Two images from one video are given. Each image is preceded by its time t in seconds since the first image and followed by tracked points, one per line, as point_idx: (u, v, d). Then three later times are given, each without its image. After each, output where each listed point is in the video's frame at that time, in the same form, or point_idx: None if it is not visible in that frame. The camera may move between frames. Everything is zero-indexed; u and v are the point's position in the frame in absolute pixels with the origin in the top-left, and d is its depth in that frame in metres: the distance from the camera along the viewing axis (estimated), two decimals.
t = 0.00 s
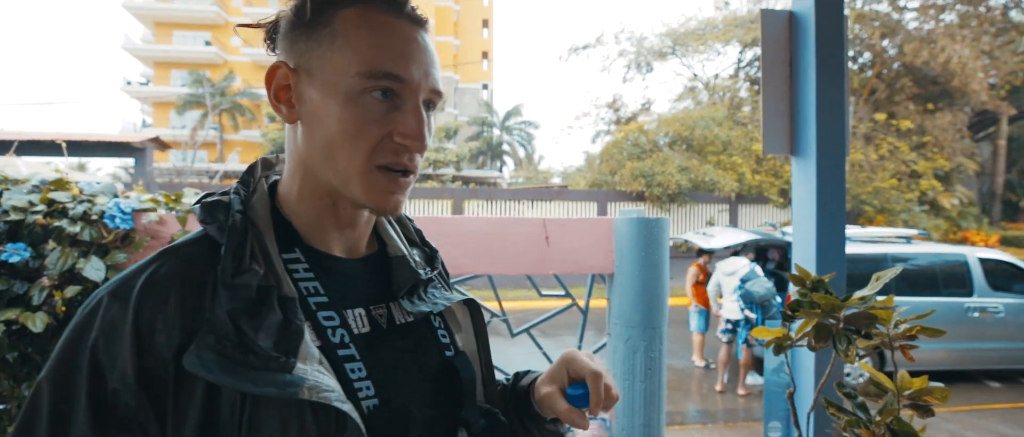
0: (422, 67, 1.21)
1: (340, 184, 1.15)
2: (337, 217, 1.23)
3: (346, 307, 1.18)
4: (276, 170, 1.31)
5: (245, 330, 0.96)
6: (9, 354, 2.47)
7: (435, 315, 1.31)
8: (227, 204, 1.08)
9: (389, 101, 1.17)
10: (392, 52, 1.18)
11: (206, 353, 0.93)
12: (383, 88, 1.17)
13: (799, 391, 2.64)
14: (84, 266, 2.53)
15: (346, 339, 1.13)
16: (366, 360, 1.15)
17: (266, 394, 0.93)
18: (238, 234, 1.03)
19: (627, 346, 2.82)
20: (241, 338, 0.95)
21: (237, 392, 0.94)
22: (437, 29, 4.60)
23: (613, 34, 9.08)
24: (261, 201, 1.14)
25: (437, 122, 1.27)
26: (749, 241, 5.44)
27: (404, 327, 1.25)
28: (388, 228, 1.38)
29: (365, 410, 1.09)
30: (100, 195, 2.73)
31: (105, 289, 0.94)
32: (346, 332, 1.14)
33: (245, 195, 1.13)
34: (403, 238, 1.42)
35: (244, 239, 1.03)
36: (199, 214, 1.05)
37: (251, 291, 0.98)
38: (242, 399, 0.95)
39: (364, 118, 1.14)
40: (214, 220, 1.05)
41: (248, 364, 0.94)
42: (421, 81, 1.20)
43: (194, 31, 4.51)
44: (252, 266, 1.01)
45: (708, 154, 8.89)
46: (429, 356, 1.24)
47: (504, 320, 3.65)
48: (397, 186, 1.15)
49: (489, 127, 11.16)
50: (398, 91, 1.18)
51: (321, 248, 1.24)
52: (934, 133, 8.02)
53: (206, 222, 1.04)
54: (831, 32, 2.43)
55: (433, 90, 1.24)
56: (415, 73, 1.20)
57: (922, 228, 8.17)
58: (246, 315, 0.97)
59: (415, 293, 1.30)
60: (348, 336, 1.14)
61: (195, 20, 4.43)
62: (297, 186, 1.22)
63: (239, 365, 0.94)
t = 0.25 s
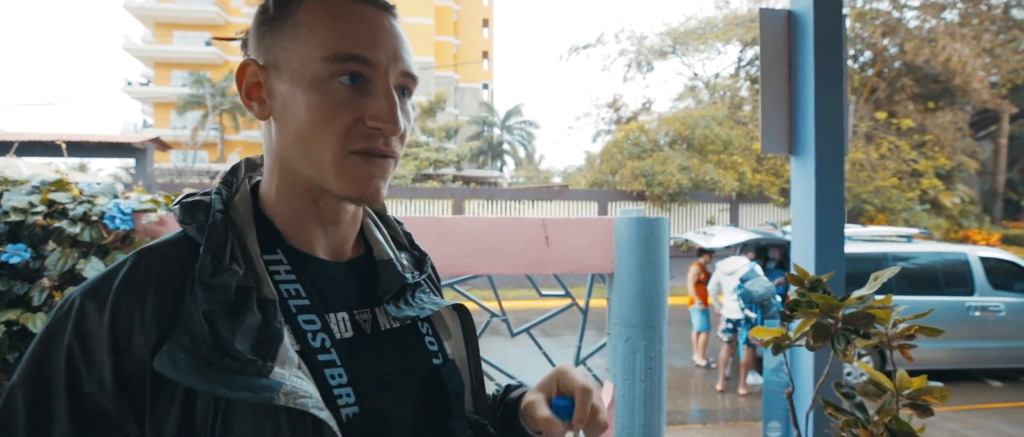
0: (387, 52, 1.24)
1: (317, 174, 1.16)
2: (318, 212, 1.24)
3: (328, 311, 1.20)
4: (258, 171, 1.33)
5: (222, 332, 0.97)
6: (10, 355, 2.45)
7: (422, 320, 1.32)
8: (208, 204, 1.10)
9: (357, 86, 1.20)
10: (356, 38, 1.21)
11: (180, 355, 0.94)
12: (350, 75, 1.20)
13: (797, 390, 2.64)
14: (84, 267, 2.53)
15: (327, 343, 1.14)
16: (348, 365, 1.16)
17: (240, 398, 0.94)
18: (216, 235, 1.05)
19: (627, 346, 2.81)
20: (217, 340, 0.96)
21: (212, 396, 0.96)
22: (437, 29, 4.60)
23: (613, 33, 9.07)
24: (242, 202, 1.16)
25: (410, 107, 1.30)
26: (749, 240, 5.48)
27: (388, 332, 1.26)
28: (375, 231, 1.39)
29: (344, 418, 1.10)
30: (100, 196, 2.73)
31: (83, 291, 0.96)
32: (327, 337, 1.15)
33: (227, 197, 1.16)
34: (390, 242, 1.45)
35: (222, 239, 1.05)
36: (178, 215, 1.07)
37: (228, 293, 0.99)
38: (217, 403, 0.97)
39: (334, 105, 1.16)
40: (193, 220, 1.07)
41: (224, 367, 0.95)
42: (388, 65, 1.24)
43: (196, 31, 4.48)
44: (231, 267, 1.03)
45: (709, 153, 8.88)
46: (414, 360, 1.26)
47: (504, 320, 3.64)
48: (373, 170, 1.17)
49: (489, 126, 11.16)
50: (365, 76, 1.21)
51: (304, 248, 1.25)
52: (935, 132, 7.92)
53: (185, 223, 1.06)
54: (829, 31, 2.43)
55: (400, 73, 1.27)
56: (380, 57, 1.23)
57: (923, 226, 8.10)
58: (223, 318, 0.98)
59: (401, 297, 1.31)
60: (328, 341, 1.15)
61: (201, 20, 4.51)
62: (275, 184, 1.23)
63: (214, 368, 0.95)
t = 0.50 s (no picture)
0: (385, 54, 1.25)
1: (316, 177, 1.17)
2: (319, 218, 1.24)
3: (328, 319, 1.21)
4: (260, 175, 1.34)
5: (226, 338, 0.98)
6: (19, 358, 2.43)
7: (418, 328, 1.32)
8: (211, 208, 1.10)
9: (355, 89, 1.21)
10: (352, 40, 1.22)
11: (184, 362, 0.94)
12: (349, 77, 1.21)
13: (802, 395, 2.62)
14: (89, 271, 2.55)
15: (326, 352, 1.15)
16: (346, 374, 1.16)
17: (242, 408, 0.95)
18: (220, 239, 1.05)
19: (631, 350, 2.81)
20: (221, 348, 0.97)
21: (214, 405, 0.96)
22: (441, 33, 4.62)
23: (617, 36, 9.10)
24: (244, 207, 1.17)
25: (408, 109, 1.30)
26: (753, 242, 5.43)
27: (386, 340, 1.27)
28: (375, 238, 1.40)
29: (341, 428, 1.10)
30: (106, 200, 2.72)
31: (86, 295, 0.96)
32: (326, 346, 1.16)
33: (228, 200, 1.16)
34: (389, 248, 1.45)
35: (228, 244, 1.05)
36: (180, 219, 1.06)
37: (234, 301, 1.01)
38: (218, 412, 0.97)
39: (333, 106, 1.17)
40: (195, 225, 1.07)
41: (229, 376, 0.95)
42: (385, 67, 1.25)
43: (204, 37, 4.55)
44: (236, 274, 1.04)
45: (712, 156, 8.86)
46: (410, 370, 1.26)
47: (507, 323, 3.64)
48: (373, 173, 1.17)
49: (492, 129, 11.17)
50: (363, 78, 1.22)
51: (304, 254, 1.25)
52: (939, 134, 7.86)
53: (188, 228, 1.06)
54: (831, 33, 2.42)
55: (399, 75, 1.27)
56: (378, 59, 1.24)
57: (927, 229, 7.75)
58: (228, 325, 0.99)
59: (400, 306, 1.32)
60: (327, 350, 1.16)
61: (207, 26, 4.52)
62: (276, 189, 1.24)
63: (220, 375, 0.95)
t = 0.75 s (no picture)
0: (385, 48, 1.29)
1: (331, 172, 1.22)
2: (335, 211, 1.30)
3: (348, 308, 1.25)
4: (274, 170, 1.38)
5: (262, 322, 1.04)
6: (24, 357, 2.46)
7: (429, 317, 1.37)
8: (232, 201, 1.16)
9: (360, 84, 1.25)
10: (352, 35, 1.26)
11: (225, 345, 1.00)
12: (352, 74, 1.25)
13: (803, 391, 2.62)
14: (94, 270, 2.56)
15: (348, 339, 1.19)
16: (366, 360, 1.21)
17: (282, 387, 1.01)
18: (245, 230, 1.12)
19: (632, 347, 2.81)
20: (257, 331, 1.03)
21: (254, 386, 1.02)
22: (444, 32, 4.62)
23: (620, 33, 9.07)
24: (266, 201, 1.22)
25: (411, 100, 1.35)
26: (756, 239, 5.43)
27: (400, 328, 1.31)
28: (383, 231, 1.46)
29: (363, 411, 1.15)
30: (110, 199, 2.74)
31: (124, 279, 0.98)
32: (347, 333, 1.20)
33: (248, 194, 1.21)
34: (396, 240, 1.50)
35: (253, 235, 1.12)
36: (204, 212, 1.13)
37: (264, 288, 1.07)
38: (256, 392, 1.02)
39: (340, 104, 1.21)
40: (219, 217, 1.13)
41: (267, 357, 1.02)
42: (387, 61, 1.29)
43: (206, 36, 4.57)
44: (263, 262, 1.10)
45: (716, 153, 8.80)
46: (423, 358, 1.30)
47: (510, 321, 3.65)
48: (383, 165, 1.22)
49: (495, 127, 11.14)
50: (366, 73, 1.26)
51: (320, 246, 1.31)
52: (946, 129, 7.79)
53: (212, 221, 1.12)
54: (832, 30, 2.41)
55: (400, 67, 1.31)
56: (378, 53, 1.28)
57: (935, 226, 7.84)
58: (261, 311, 1.05)
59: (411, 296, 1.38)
60: (349, 337, 1.20)
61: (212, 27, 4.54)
62: (291, 184, 1.28)
63: (260, 356, 1.01)
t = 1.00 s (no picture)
0: (351, 44, 1.22)
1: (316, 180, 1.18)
2: (340, 214, 1.24)
3: (363, 307, 1.22)
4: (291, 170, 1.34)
5: (282, 328, 1.00)
6: (28, 356, 2.49)
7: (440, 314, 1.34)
8: (250, 205, 1.11)
9: (326, 88, 1.19)
10: (310, 37, 1.20)
11: (247, 350, 0.97)
12: (320, 78, 1.20)
13: (802, 384, 2.62)
14: (97, 270, 2.57)
15: (363, 338, 1.17)
16: (381, 357, 1.19)
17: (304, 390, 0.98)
18: (263, 235, 1.06)
19: (634, 344, 2.81)
20: (277, 334, 1.00)
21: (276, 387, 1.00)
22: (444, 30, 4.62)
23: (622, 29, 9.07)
24: (279, 204, 1.18)
25: (393, 92, 1.26)
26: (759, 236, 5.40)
27: (412, 326, 1.28)
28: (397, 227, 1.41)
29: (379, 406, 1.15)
30: (112, 200, 2.75)
31: (152, 296, 0.97)
32: (362, 332, 1.18)
33: (264, 197, 1.17)
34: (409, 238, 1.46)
35: (271, 240, 1.06)
36: (223, 218, 1.08)
37: (283, 293, 1.02)
38: (278, 394, 1.01)
39: (309, 112, 1.17)
40: (238, 222, 1.08)
41: (286, 362, 0.99)
42: (355, 58, 1.22)
43: (205, 36, 4.59)
44: (282, 267, 1.05)
45: (719, 149, 8.76)
46: (434, 355, 1.28)
47: (511, 319, 3.64)
48: (359, 167, 1.16)
49: (498, 125, 11.16)
50: (331, 75, 1.20)
51: (334, 247, 1.26)
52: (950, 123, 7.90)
53: (232, 226, 1.07)
54: (830, 24, 2.40)
55: (370, 60, 1.23)
56: (342, 51, 1.21)
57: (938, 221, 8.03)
58: (280, 315, 1.02)
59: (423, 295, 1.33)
60: (364, 336, 1.18)
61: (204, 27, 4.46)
62: (294, 188, 1.24)
63: (281, 363, 0.99)
